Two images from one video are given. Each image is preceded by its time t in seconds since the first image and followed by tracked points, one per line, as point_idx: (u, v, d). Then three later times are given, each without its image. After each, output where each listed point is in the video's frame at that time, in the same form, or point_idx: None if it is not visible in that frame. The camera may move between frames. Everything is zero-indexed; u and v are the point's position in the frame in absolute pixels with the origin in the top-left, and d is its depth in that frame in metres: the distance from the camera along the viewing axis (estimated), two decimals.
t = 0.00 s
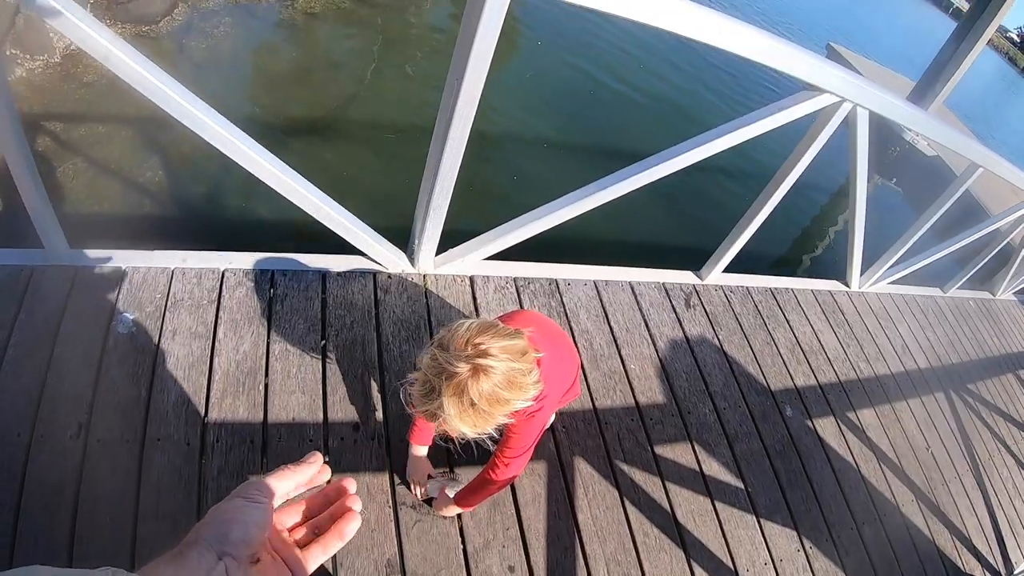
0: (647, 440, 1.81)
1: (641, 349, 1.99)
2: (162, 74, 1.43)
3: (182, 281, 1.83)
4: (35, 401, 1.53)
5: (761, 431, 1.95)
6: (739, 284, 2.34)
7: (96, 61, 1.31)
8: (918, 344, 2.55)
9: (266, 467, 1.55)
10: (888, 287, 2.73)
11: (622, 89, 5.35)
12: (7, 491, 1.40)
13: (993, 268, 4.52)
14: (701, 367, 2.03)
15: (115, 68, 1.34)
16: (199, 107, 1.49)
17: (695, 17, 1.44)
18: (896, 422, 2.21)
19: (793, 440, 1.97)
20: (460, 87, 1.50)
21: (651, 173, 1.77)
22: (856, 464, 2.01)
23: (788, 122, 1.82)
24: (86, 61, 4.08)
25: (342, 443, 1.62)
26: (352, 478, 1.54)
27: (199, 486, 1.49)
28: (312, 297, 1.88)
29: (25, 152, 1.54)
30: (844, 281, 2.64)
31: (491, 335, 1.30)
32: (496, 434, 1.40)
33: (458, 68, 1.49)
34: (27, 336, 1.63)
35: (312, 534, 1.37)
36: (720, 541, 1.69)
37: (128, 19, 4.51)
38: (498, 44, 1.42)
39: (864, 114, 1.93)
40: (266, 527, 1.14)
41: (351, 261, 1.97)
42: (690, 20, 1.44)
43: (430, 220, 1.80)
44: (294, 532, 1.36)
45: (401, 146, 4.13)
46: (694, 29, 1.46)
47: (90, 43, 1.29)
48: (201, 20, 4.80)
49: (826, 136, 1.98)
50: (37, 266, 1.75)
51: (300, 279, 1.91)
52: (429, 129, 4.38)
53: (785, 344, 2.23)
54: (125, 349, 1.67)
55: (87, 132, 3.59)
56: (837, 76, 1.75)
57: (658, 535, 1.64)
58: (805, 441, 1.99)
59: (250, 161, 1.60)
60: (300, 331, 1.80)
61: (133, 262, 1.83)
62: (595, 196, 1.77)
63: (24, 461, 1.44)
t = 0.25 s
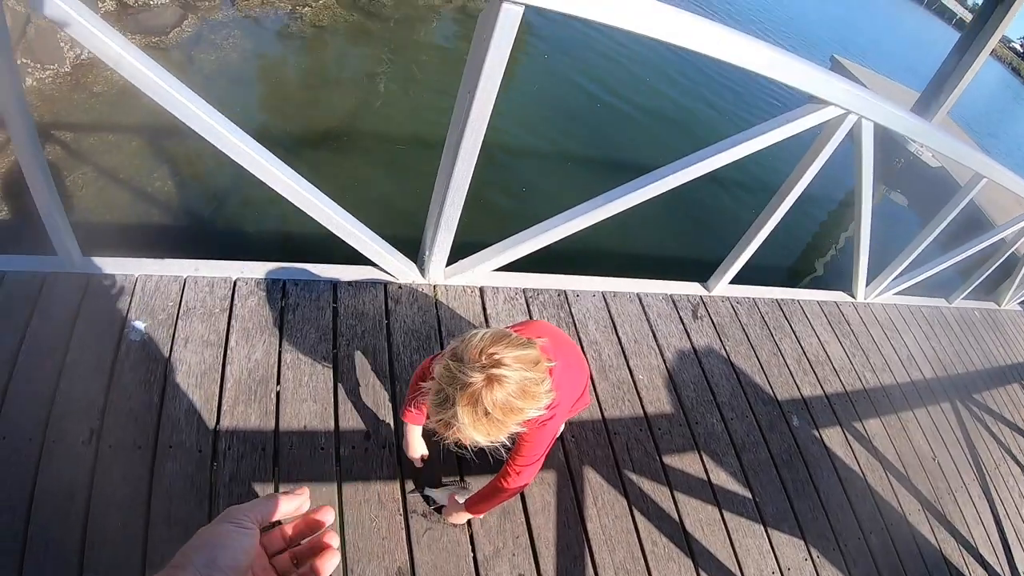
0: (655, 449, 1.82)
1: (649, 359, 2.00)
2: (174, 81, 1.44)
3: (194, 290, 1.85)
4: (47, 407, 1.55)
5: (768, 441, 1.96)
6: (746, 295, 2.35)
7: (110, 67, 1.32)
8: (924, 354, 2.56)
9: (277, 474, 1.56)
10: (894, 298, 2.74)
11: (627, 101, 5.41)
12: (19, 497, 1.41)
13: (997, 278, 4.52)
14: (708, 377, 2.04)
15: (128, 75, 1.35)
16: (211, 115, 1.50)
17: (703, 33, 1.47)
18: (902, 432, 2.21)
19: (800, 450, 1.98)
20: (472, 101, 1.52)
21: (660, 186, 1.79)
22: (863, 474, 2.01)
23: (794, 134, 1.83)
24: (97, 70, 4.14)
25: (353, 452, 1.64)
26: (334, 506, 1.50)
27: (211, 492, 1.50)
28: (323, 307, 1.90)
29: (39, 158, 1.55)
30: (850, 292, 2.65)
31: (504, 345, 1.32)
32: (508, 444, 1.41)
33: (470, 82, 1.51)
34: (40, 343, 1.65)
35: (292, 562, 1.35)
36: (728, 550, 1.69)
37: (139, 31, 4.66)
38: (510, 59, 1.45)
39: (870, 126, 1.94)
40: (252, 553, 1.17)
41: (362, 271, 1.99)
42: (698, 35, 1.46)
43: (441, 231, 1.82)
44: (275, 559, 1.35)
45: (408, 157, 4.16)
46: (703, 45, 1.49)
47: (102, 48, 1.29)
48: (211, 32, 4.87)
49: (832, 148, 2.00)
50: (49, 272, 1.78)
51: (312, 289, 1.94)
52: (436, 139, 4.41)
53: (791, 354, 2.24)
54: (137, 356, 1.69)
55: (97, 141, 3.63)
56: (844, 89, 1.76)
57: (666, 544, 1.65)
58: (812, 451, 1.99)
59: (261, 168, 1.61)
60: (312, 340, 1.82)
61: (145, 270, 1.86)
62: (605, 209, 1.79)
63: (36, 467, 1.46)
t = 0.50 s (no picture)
0: (662, 462, 1.83)
1: (656, 373, 2.01)
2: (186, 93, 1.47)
3: (205, 301, 1.88)
4: (58, 415, 1.56)
5: (775, 453, 1.97)
6: (752, 308, 2.37)
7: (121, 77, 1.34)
8: (930, 366, 2.56)
9: (288, 485, 1.57)
10: (900, 311, 2.75)
11: (632, 115, 5.45)
12: (29, 504, 1.42)
13: (1003, 290, 4.51)
14: (715, 390, 2.05)
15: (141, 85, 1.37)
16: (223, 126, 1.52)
17: (710, 51, 1.49)
18: (909, 444, 2.22)
19: (807, 462, 1.99)
20: (482, 118, 1.55)
21: (667, 201, 1.81)
22: (870, 486, 2.02)
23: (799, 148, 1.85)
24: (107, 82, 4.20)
25: (363, 463, 1.65)
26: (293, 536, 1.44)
27: (221, 502, 1.51)
28: (334, 319, 1.92)
29: (54, 169, 1.57)
30: (856, 304, 2.66)
31: (509, 357, 1.33)
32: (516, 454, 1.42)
33: (481, 98, 1.54)
34: (51, 351, 1.66)
35: None
36: (736, 562, 1.70)
37: (150, 43, 4.74)
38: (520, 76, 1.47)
39: (875, 140, 1.96)
40: None
41: (372, 285, 2.01)
42: (705, 52, 1.48)
43: (450, 246, 1.84)
44: None
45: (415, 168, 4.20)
46: (710, 63, 1.51)
47: (115, 58, 1.31)
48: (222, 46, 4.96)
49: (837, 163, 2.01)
50: (61, 282, 1.80)
51: (322, 301, 1.96)
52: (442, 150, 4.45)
53: (798, 367, 2.25)
54: (149, 366, 1.70)
55: (106, 152, 3.67)
56: (849, 104, 1.78)
57: (674, 556, 1.65)
58: (819, 463, 2.00)
59: (271, 179, 1.63)
60: (322, 352, 1.84)
61: (157, 281, 1.88)
62: (613, 224, 1.81)
63: (46, 474, 1.47)
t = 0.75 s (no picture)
0: (668, 476, 1.83)
1: (662, 388, 2.02)
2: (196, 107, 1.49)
3: (214, 314, 1.90)
4: (67, 426, 1.58)
5: (780, 468, 1.97)
6: (757, 323, 2.38)
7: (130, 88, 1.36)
8: (935, 380, 2.56)
9: (296, 497, 1.58)
10: (905, 325, 2.75)
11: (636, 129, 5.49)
12: (38, 513, 1.44)
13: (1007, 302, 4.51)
14: (721, 406, 2.06)
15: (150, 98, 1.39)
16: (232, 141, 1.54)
17: (715, 70, 1.51)
18: (914, 458, 2.22)
19: (812, 477, 1.99)
20: (490, 136, 1.57)
21: (672, 218, 1.82)
22: (875, 500, 2.02)
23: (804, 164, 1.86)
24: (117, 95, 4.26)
25: (371, 476, 1.66)
26: None
27: (230, 514, 1.52)
28: (342, 333, 1.94)
29: (65, 181, 1.60)
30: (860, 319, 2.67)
31: (510, 367, 1.35)
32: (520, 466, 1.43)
33: (489, 117, 1.56)
34: (62, 362, 1.69)
35: None
36: None
37: (159, 56, 4.79)
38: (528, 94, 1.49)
39: (880, 156, 1.97)
40: None
41: (381, 300, 2.03)
42: (711, 71, 1.50)
43: (458, 262, 1.86)
44: None
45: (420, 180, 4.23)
46: (715, 82, 1.53)
47: (124, 70, 1.33)
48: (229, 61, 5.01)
49: (841, 178, 2.02)
50: (72, 293, 1.82)
51: (330, 315, 1.98)
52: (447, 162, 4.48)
53: (802, 382, 2.25)
54: (158, 378, 1.72)
55: (115, 163, 3.71)
56: (852, 120, 1.79)
57: (680, 570, 1.66)
58: (824, 478, 2.00)
59: (279, 193, 1.64)
60: (330, 366, 1.85)
61: (166, 294, 1.90)
62: (619, 241, 1.82)
63: (55, 484, 1.48)
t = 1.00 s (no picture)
0: (672, 493, 1.83)
1: (665, 405, 2.03)
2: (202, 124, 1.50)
3: (220, 330, 1.91)
4: (73, 440, 1.59)
5: (784, 484, 1.97)
6: (759, 339, 2.38)
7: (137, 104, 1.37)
8: (939, 395, 2.56)
9: (300, 514, 1.59)
10: (908, 339, 2.75)
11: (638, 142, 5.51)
12: (43, 526, 1.44)
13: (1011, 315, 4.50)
14: (724, 422, 2.06)
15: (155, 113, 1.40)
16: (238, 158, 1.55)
17: (718, 90, 1.52)
18: (918, 473, 2.21)
19: (816, 493, 1.99)
20: (494, 155, 1.58)
21: (676, 236, 1.83)
22: (879, 515, 2.01)
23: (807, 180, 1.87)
24: (123, 109, 4.30)
25: (375, 493, 1.67)
26: None
27: (234, 530, 1.52)
28: (347, 350, 1.95)
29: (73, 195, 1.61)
30: (863, 333, 2.67)
31: (510, 378, 1.36)
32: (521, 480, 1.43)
33: (493, 136, 1.57)
34: (68, 376, 1.70)
35: None
36: None
37: (165, 71, 4.83)
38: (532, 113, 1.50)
39: (882, 172, 1.97)
40: None
41: (385, 317, 2.05)
42: (713, 91, 1.51)
43: (462, 280, 1.87)
44: None
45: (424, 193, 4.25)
46: (717, 102, 1.54)
47: (131, 86, 1.35)
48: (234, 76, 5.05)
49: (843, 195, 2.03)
50: (79, 308, 1.84)
51: (336, 332, 1.99)
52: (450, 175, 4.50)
53: (805, 398, 2.25)
54: (164, 394, 1.73)
55: (121, 176, 3.74)
56: (854, 138, 1.80)
57: None
58: (827, 493, 2.00)
59: (284, 211, 1.64)
60: (335, 383, 1.87)
61: (172, 309, 1.92)
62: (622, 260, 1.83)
63: (60, 496, 1.49)
